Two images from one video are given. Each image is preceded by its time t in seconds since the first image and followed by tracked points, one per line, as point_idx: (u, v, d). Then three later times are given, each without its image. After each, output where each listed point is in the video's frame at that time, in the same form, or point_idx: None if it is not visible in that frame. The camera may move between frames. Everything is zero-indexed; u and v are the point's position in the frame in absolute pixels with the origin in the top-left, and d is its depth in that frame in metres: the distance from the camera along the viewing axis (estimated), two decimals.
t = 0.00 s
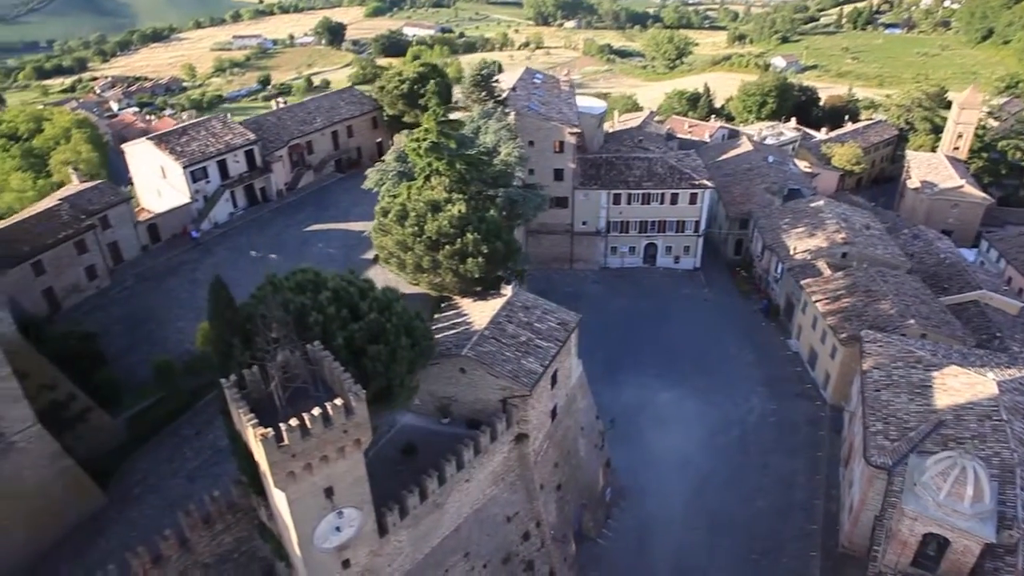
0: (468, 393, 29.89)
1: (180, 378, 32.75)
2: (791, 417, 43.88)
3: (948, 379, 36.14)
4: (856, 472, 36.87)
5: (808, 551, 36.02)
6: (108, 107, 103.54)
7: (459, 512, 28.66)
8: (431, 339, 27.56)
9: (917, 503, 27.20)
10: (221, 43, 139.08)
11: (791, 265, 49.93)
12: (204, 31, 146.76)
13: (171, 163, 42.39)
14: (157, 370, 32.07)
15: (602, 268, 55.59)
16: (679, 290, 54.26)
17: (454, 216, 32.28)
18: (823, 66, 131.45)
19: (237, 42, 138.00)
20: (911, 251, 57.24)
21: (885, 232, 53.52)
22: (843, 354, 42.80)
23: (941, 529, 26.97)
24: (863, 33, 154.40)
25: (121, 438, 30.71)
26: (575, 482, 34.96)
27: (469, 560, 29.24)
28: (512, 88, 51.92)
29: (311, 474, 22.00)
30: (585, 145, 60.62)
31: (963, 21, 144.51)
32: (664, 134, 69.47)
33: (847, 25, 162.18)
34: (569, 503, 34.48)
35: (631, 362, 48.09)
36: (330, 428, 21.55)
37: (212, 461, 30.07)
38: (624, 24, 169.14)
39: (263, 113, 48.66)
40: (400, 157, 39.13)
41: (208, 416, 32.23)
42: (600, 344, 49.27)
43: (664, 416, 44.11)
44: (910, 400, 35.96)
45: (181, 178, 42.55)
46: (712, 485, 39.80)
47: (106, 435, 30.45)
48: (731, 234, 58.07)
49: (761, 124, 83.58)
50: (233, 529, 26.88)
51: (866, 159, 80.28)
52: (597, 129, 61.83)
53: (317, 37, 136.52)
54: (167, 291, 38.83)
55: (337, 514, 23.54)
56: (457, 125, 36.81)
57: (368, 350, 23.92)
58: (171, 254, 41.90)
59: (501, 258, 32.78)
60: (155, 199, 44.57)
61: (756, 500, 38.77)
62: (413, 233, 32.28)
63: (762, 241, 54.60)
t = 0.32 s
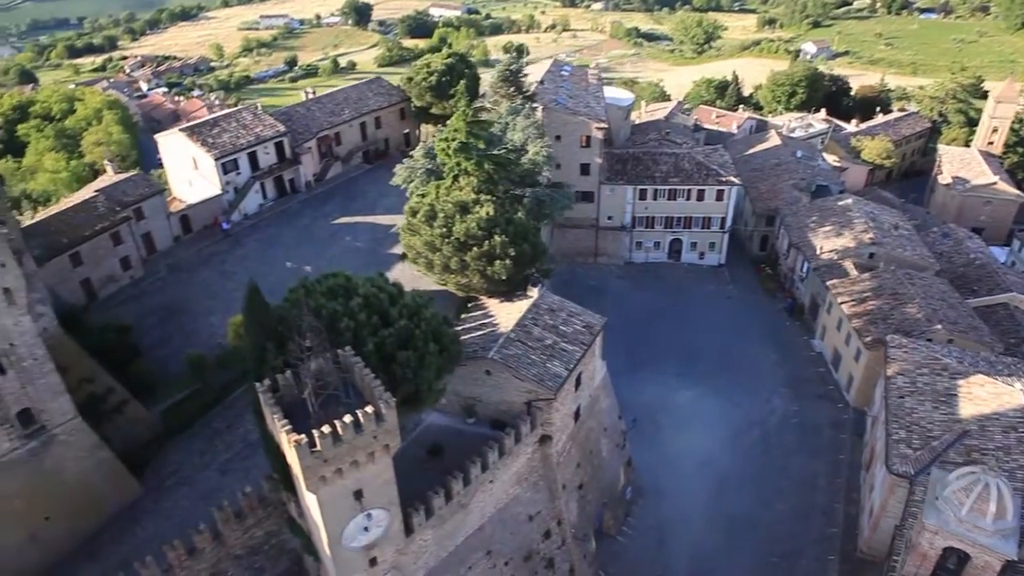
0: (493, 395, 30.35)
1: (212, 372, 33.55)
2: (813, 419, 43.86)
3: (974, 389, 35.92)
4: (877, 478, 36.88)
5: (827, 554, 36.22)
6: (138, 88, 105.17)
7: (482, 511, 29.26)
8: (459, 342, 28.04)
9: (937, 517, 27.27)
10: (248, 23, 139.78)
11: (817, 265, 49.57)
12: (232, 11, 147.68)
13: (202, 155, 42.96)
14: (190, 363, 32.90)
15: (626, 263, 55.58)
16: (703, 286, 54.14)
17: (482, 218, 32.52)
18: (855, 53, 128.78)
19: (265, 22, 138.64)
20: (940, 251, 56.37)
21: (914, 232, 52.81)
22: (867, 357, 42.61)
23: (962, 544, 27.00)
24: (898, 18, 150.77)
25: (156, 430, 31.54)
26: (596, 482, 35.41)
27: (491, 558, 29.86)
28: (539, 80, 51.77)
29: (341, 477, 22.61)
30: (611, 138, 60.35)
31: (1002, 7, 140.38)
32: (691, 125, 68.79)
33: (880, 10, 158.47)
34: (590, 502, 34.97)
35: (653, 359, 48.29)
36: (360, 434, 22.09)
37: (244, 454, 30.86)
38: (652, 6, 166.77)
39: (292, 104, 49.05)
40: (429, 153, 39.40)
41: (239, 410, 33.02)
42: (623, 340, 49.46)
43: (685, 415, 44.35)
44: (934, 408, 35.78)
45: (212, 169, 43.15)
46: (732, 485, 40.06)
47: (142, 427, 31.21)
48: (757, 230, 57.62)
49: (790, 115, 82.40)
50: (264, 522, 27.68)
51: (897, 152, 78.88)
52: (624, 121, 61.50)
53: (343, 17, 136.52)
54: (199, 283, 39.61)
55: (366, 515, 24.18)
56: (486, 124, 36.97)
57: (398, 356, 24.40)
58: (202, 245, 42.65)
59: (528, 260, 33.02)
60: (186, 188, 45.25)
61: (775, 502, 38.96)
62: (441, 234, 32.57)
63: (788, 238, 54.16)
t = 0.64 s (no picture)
0: (517, 398, 30.80)
1: (243, 367, 34.32)
2: (835, 422, 43.79)
3: (1000, 400, 35.61)
4: (898, 485, 36.88)
5: (844, 560, 36.44)
6: (167, 69, 106.56)
7: (505, 512, 29.84)
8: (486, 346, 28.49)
9: (959, 534, 27.51)
10: (275, 4, 140.39)
11: (843, 266, 49.16)
12: None
13: (233, 148, 43.51)
14: (222, 358, 33.67)
15: (650, 259, 55.52)
16: (727, 284, 53.95)
17: (510, 221, 32.70)
18: (889, 40, 126.00)
19: (292, 3, 139.23)
20: (970, 252, 55.53)
21: (943, 234, 52.09)
22: (891, 362, 42.33)
23: (982, 560, 27.12)
24: (933, 5, 147.11)
25: (188, 422, 32.40)
26: (616, 482, 35.88)
27: (513, 557, 30.51)
28: (568, 75, 51.50)
29: (370, 482, 23.22)
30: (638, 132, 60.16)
31: None
32: (718, 119, 68.07)
33: None
34: (610, 502, 35.46)
35: (675, 357, 48.41)
36: (389, 441, 22.64)
37: (273, 449, 31.62)
38: None
39: (321, 97, 49.36)
40: (457, 151, 39.70)
41: (269, 404, 33.75)
42: (646, 338, 49.59)
43: (706, 415, 44.53)
44: (958, 419, 35.55)
45: (242, 163, 43.72)
46: (751, 487, 40.30)
47: (175, 420, 32.08)
48: (783, 228, 57.16)
49: (820, 108, 81.18)
50: (292, 517, 28.47)
51: (929, 147, 77.52)
52: (651, 114, 61.11)
53: None
54: (229, 276, 40.35)
55: (393, 517, 24.83)
56: (515, 125, 37.05)
57: (426, 363, 24.85)
58: (232, 237, 43.37)
59: (554, 264, 33.19)
60: (218, 180, 45.91)
61: (794, 505, 39.16)
62: (468, 236, 32.80)
63: (814, 238, 53.66)
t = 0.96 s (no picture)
0: (540, 402, 31.26)
1: (272, 363, 35.05)
2: (856, 427, 43.67)
3: None
4: (917, 494, 36.81)
5: (861, 567, 36.61)
6: (195, 52, 108.25)
7: (527, 514, 30.42)
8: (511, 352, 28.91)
9: (977, 551, 27.47)
10: None
11: (869, 269, 48.70)
12: None
13: (263, 142, 44.02)
14: (251, 355, 34.40)
15: (674, 257, 55.43)
16: (751, 284, 53.73)
17: (536, 226, 32.90)
18: (923, 29, 123.04)
19: None
20: (1001, 256, 54.62)
21: (973, 238, 51.31)
22: (914, 369, 42.00)
23: None
24: None
25: (219, 416, 33.23)
26: (636, 485, 36.30)
27: (533, 557, 31.14)
28: (595, 71, 51.25)
29: (397, 488, 23.82)
30: (664, 127, 59.94)
31: None
32: (746, 113, 67.33)
33: None
34: (629, 504, 35.92)
35: (697, 357, 48.44)
36: (416, 450, 23.17)
37: (301, 445, 32.38)
38: None
39: (349, 90, 49.64)
40: (484, 150, 39.94)
41: (296, 401, 34.46)
42: (668, 337, 49.64)
43: (727, 417, 44.63)
44: (981, 431, 35.34)
45: (271, 157, 44.24)
46: (771, 491, 40.48)
47: (206, 414, 32.89)
48: (808, 228, 56.69)
49: (850, 102, 79.92)
50: (319, 514, 29.24)
51: (961, 144, 76.06)
52: (678, 109, 60.71)
53: None
54: (259, 270, 41.05)
55: (418, 521, 25.46)
56: (543, 127, 37.12)
57: (453, 372, 25.35)
58: (261, 231, 44.04)
59: (579, 268, 33.39)
60: (248, 173, 46.52)
61: (812, 510, 39.31)
62: (495, 240, 33.08)
63: (840, 239, 53.15)
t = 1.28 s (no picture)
0: (562, 407, 31.68)
1: (299, 361, 35.73)
2: (876, 434, 43.48)
3: None
4: (936, 504, 36.74)
5: None
6: (222, 37, 110.73)
7: (547, 517, 30.97)
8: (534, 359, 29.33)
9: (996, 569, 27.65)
10: None
11: (894, 274, 48.19)
12: None
13: (291, 138, 44.52)
14: (280, 352, 35.12)
15: (697, 256, 55.31)
16: (774, 285, 53.47)
17: (562, 233, 33.15)
18: (959, 19, 120.01)
19: None
20: None
21: (1002, 244, 50.51)
22: (938, 379, 41.64)
23: None
24: None
25: (248, 412, 34.04)
26: (654, 488, 36.69)
27: (552, 559, 31.75)
28: (623, 69, 50.96)
29: (422, 494, 24.40)
30: (691, 125, 59.63)
31: None
32: (774, 110, 66.60)
33: None
34: (647, 508, 36.34)
35: (717, 359, 48.38)
36: (442, 458, 23.69)
37: (327, 443, 33.12)
38: None
39: (377, 85, 49.87)
40: (510, 152, 40.15)
41: (323, 397, 35.19)
42: (689, 338, 49.56)
43: (747, 420, 44.61)
44: (1004, 446, 35.17)
45: (300, 153, 44.72)
46: (789, 496, 40.50)
47: (236, 410, 33.70)
48: (834, 229, 56.19)
49: (881, 98, 78.62)
50: (344, 512, 29.99)
51: (994, 143, 74.50)
52: (705, 106, 60.25)
53: None
54: (286, 266, 41.73)
55: (441, 525, 26.07)
56: (570, 132, 37.19)
57: (478, 381, 25.84)
58: (288, 226, 44.68)
59: (604, 275, 33.60)
60: (276, 168, 47.07)
61: (830, 517, 39.35)
62: (521, 245, 33.43)
63: (866, 242, 52.60)
